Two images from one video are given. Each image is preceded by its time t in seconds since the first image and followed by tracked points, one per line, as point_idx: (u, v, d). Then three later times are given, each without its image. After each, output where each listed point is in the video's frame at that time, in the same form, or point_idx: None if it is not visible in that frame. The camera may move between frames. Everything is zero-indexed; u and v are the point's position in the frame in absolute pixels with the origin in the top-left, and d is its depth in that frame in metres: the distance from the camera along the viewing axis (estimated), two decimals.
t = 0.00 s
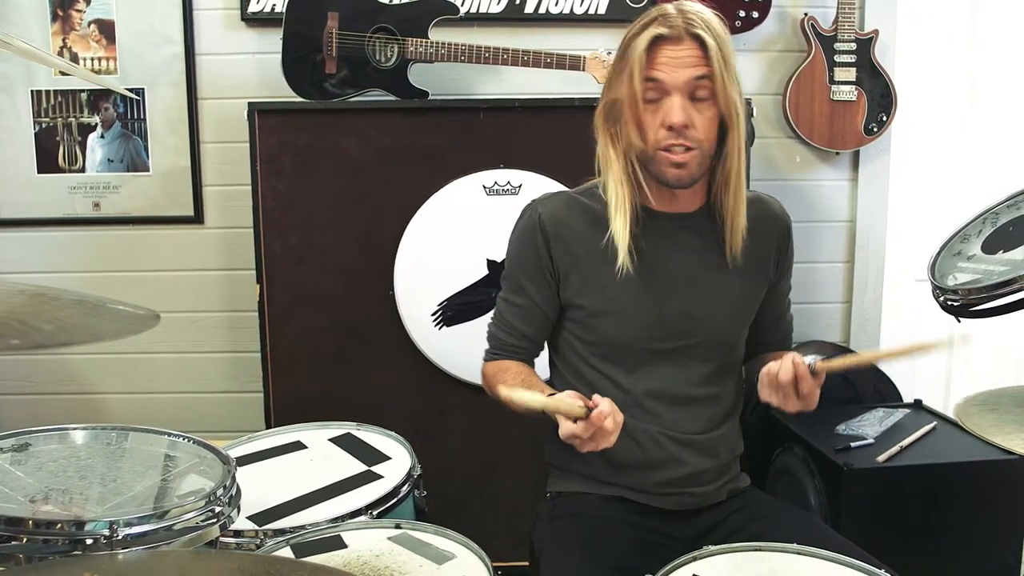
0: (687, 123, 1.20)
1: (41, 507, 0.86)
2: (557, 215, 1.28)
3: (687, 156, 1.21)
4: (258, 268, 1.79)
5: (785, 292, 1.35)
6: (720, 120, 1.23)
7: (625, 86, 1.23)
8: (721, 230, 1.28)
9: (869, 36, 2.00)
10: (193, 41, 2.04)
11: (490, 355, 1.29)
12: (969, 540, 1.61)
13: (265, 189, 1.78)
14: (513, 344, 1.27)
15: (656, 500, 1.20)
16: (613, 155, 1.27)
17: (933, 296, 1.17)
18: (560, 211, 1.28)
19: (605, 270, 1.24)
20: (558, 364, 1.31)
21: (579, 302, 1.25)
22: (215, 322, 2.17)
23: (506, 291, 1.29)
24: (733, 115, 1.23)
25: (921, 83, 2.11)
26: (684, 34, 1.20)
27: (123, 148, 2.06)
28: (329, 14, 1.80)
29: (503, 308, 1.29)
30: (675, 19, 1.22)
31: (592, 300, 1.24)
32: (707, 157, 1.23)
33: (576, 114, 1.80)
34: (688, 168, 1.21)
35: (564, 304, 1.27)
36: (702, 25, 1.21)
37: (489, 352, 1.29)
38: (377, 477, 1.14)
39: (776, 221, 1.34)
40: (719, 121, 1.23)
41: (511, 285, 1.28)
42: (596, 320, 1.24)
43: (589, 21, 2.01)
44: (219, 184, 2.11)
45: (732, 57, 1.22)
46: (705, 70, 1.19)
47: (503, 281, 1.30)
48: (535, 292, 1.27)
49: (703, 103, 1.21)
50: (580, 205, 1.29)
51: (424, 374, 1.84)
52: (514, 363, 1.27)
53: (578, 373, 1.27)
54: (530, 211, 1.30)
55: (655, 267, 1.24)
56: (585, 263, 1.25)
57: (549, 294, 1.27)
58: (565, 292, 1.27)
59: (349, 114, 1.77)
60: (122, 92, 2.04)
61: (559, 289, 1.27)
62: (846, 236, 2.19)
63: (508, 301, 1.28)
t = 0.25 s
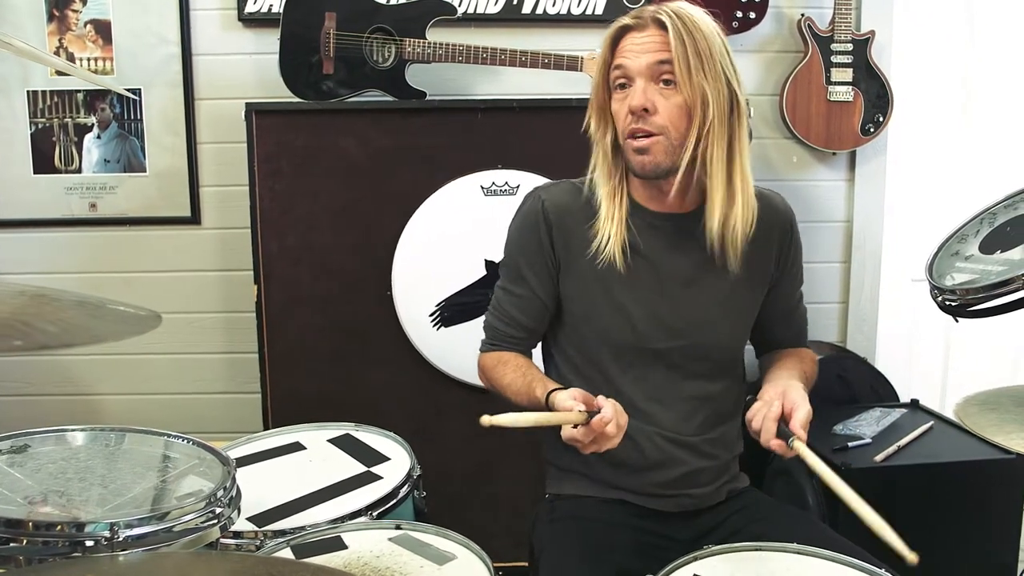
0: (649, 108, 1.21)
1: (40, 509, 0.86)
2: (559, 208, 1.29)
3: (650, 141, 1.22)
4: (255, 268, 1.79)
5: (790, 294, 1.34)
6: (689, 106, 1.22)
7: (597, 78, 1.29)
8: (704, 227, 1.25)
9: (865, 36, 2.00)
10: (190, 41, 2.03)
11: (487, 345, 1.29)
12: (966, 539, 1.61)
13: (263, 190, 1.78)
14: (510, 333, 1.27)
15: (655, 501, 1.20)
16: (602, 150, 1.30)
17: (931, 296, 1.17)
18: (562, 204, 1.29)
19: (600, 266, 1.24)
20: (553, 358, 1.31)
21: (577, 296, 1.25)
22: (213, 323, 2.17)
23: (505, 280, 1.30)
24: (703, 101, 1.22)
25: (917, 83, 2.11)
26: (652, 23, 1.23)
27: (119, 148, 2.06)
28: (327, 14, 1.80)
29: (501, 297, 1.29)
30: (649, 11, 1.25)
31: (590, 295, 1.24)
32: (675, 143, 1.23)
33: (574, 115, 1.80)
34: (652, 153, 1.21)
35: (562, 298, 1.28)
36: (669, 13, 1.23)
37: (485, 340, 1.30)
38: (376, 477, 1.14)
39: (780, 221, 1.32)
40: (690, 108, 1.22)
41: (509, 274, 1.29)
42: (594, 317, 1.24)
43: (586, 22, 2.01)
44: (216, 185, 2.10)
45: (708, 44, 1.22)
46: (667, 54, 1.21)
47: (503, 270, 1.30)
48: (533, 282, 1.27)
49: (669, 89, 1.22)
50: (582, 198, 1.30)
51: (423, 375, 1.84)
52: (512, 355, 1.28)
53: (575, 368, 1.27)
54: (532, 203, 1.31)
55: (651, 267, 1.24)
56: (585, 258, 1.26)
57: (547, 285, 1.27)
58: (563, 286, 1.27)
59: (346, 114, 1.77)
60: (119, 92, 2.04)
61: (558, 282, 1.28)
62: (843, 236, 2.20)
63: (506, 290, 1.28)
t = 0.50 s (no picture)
0: (655, 121, 1.21)
1: (39, 510, 0.86)
2: (555, 223, 1.30)
3: (657, 154, 1.21)
4: (254, 270, 1.79)
5: (794, 303, 1.34)
6: (695, 119, 1.22)
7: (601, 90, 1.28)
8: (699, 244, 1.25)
9: (862, 37, 2.00)
10: (188, 42, 2.03)
11: (487, 359, 1.31)
12: (965, 539, 1.62)
13: (261, 191, 1.78)
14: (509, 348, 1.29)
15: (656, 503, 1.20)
16: (603, 162, 1.30)
17: (930, 296, 1.18)
18: (558, 219, 1.31)
19: (597, 280, 1.24)
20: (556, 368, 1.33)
21: (574, 309, 1.26)
22: (210, 324, 2.16)
23: (504, 295, 1.31)
24: (707, 114, 1.23)
25: (914, 84, 2.12)
26: (656, 35, 1.23)
27: (117, 149, 2.06)
28: (324, 14, 1.80)
29: (500, 310, 1.31)
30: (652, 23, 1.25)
31: (586, 309, 1.25)
32: (681, 157, 1.23)
33: (573, 115, 1.80)
34: (658, 166, 1.21)
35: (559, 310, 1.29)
36: (674, 23, 1.23)
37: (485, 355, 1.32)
38: (376, 479, 1.14)
39: (782, 234, 1.32)
40: (695, 120, 1.23)
41: (508, 289, 1.30)
42: (591, 330, 1.24)
43: (584, 23, 2.01)
44: (214, 186, 2.10)
45: (712, 56, 1.22)
46: (672, 67, 1.21)
47: (502, 285, 1.32)
48: (530, 297, 1.28)
49: (675, 101, 1.22)
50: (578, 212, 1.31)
51: (421, 376, 1.84)
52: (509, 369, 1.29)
53: (575, 379, 1.28)
54: (529, 218, 1.32)
55: (647, 279, 1.24)
56: (580, 272, 1.26)
57: (544, 299, 1.29)
58: (559, 300, 1.28)
59: (345, 115, 1.77)
60: (116, 93, 2.04)
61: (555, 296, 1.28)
62: (841, 237, 2.21)
63: (505, 304, 1.30)
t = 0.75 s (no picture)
0: (666, 135, 1.21)
1: (38, 512, 0.85)
2: (555, 230, 1.28)
3: (665, 168, 1.21)
4: (251, 272, 1.78)
5: (787, 318, 1.35)
6: (704, 134, 1.22)
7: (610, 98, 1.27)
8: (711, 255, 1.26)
9: (860, 39, 2.01)
10: (186, 43, 2.03)
11: (481, 365, 1.29)
12: (963, 539, 1.62)
13: (259, 193, 1.78)
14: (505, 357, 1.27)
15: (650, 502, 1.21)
16: (608, 170, 1.30)
17: (928, 297, 1.18)
18: (558, 225, 1.29)
19: (597, 289, 1.24)
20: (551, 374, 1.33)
21: (573, 318, 1.25)
22: (208, 325, 2.16)
23: (500, 301, 1.29)
24: (717, 128, 1.23)
25: (911, 85, 2.12)
26: (669, 47, 1.22)
27: (114, 150, 2.05)
28: (323, 15, 1.79)
29: (497, 317, 1.29)
30: (665, 34, 1.24)
31: (587, 318, 1.24)
32: (690, 171, 1.23)
33: (571, 116, 1.80)
34: (665, 181, 1.21)
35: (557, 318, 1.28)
36: (687, 36, 1.22)
37: (479, 361, 1.29)
38: (376, 480, 1.14)
39: (780, 249, 1.33)
40: (704, 135, 1.23)
41: (505, 295, 1.28)
42: (590, 338, 1.24)
43: (582, 24, 2.01)
44: (211, 187, 2.10)
45: (724, 71, 1.22)
46: (684, 80, 1.20)
47: (497, 290, 1.30)
48: (528, 304, 1.27)
49: (685, 115, 1.22)
50: (578, 219, 1.30)
51: (420, 377, 1.84)
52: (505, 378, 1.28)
53: (568, 383, 1.29)
54: (529, 224, 1.30)
55: (646, 288, 1.24)
56: (581, 281, 1.25)
57: (542, 307, 1.27)
58: (557, 306, 1.27)
59: (344, 116, 1.77)
60: (113, 93, 2.03)
61: (552, 302, 1.28)
62: (838, 238, 2.21)
63: (499, 309, 1.29)
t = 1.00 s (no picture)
0: (664, 137, 1.21)
1: (38, 513, 0.85)
2: (555, 230, 1.28)
3: (663, 170, 1.21)
4: (249, 273, 1.78)
5: (785, 319, 1.35)
6: (703, 136, 1.22)
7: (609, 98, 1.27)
8: (710, 257, 1.27)
9: (857, 39, 2.01)
10: (183, 42, 2.03)
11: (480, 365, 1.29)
12: (960, 538, 1.62)
13: (257, 193, 1.78)
14: (505, 359, 1.26)
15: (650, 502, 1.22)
16: (607, 170, 1.30)
17: (926, 297, 1.18)
18: (557, 225, 1.29)
19: (596, 289, 1.24)
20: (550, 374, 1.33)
21: (572, 318, 1.25)
22: (205, 326, 2.15)
23: (499, 302, 1.28)
24: (716, 130, 1.23)
25: (908, 85, 2.13)
26: (668, 47, 1.22)
27: (111, 150, 2.05)
28: (321, 15, 1.79)
29: (496, 317, 1.28)
30: (664, 34, 1.24)
31: (586, 319, 1.24)
32: (688, 173, 1.23)
33: (570, 117, 1.80)
34: (664, 183, 1.21)
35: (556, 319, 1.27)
36: (687, 38, 1.22)
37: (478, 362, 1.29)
38: (376, 481, 1.14)
39: (778, 251, 1.33)
40: (703, 137, 1.23)
41: (505, 296, 1.27)
42: (589, 338, 1.24)
43: (580, 24, 2.01)
44: (209, 187, 2.09)
45: (724, 72, 1.22)
46: (683, 82, 1.20)
47: (496, 290, 1.29)
48: (527, 305, 1.26)
49: (684, 117, 1.22)
50: (577, 220, 1.30)
51: (418, 377, 1.84)
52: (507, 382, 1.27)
53: (567, 383, 1.28)
54: (528, 224, 1.29)
55: (644, 289, 1.24)
56: (581, 282, 1.25)
57: (542, 307, 1.27)
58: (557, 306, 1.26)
59: (342, 117, 1.77)
60: (110, 93, 2.03)
61: (551, 303, 1.27)
62: (835, 238, 2.21)
63: (498, 310, 1.28)
